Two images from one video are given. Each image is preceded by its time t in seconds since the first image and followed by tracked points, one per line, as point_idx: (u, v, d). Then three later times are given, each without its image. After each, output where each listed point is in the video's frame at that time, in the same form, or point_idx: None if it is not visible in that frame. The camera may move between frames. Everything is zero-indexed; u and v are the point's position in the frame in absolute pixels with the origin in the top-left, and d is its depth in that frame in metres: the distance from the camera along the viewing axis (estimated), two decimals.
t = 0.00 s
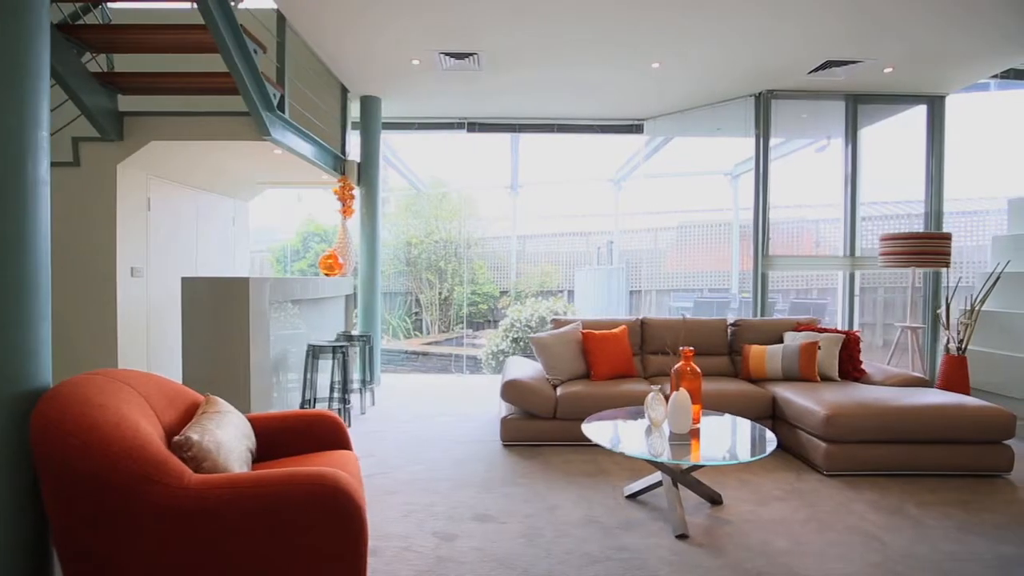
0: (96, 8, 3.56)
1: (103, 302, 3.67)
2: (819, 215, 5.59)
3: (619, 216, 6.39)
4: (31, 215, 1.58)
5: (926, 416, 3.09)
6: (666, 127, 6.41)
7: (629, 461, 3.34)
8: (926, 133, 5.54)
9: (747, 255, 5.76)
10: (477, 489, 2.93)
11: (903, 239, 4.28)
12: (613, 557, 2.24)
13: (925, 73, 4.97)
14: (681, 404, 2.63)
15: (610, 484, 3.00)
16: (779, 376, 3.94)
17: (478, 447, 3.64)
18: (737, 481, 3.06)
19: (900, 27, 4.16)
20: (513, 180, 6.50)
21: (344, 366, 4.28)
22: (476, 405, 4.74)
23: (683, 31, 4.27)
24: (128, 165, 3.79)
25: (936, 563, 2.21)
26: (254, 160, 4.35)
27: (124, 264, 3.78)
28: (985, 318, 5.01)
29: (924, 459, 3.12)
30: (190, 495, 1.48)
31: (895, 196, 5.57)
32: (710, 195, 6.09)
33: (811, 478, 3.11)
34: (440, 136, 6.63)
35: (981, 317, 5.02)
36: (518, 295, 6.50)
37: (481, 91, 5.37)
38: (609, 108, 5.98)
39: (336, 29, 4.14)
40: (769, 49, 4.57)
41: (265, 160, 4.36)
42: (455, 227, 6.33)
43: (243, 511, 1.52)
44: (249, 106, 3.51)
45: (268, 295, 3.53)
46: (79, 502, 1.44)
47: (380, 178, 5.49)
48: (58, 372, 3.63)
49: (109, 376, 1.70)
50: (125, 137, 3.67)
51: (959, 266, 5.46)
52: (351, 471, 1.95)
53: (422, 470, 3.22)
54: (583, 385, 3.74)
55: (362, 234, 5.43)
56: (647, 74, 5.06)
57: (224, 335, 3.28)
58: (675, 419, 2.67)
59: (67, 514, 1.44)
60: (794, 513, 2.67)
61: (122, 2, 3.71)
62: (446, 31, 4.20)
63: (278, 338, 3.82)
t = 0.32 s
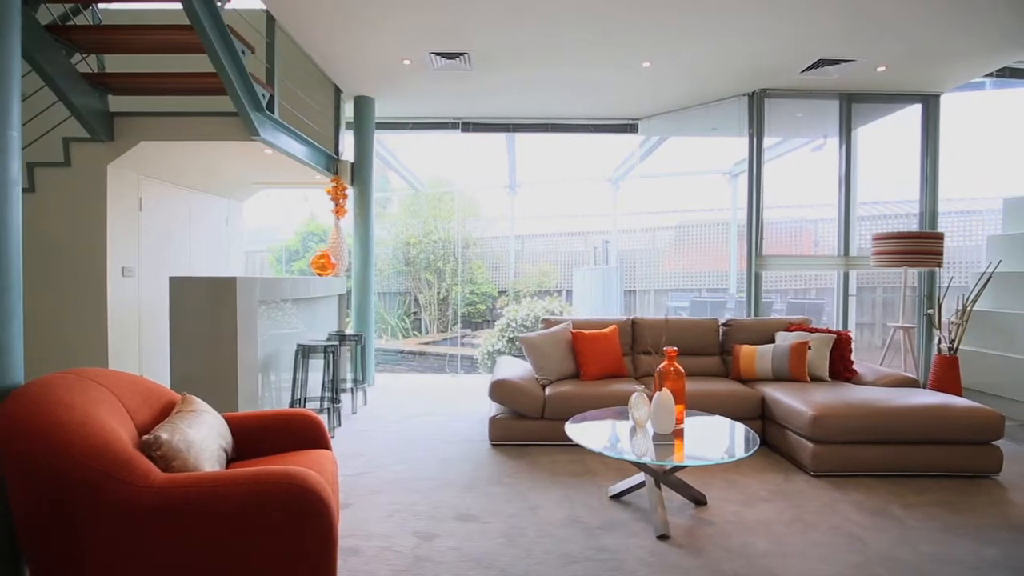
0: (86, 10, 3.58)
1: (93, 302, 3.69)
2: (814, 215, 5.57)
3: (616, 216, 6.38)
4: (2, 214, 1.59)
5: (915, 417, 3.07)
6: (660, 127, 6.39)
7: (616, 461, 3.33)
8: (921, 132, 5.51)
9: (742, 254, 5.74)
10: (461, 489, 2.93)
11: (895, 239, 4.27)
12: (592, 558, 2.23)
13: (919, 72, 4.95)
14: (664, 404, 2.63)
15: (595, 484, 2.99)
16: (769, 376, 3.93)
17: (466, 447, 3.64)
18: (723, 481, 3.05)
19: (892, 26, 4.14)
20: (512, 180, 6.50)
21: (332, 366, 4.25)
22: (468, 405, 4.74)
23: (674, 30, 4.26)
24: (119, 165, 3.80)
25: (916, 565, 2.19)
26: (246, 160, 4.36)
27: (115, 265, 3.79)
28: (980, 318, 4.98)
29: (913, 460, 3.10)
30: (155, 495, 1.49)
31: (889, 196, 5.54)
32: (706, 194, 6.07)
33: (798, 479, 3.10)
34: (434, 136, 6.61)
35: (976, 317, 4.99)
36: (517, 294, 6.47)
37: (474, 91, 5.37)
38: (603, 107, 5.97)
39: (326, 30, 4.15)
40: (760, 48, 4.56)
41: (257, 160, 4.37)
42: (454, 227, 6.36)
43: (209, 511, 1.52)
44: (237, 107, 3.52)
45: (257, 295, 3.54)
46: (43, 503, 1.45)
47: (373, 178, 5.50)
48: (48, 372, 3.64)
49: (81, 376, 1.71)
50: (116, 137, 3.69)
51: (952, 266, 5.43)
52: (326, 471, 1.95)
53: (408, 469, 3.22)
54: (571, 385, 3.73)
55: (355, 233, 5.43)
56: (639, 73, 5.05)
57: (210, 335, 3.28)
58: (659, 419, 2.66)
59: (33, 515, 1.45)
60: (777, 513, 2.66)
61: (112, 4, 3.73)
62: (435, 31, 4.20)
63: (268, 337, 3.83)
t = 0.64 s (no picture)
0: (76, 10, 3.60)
1: (83, 301, 3.70)
2: (808, 215, 5.55)
3: (614, 216, 6.35)
4: None
5: (903, 417, 3.06)
6: (655, 126, 6.38)
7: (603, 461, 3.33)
8: (915, 131, 5.49)
9: (736, 254, 5.72)
10: (446, 488, 2.93)
11: (888, 239, 4.25)
12: (572, 558, 2.23)
13: (913, 71, 4.92)
14: (647, 404, 2.62)
15: (581, 484, 2.98)
16: (759, 376, 3.92)
17: (454, 446, 3.64)
18: (710, 481, 3.04)
19: (885, 24, 4.12)
20: (510, 180, 6.48)
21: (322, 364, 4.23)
22: (460, 405, 4.74)
23: (665, 30, 4.25)
24: (109, 165, 3.82)
25: (896, 566, 2.18)
26: (238, 160, 4.37)
27: (106, 264, 3.80)
28: (975, 317, 4.96)
29: (901, 460, 3.08)
30: (123, 493, 1.50)
31: (884, 196, 5.52)
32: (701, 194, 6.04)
33: (785, 479, 3.09)
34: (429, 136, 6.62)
35: (971, 317, 4.97)
36: (515, 295, 6.47)
37: (467, 91, 5.37)
38: (596, 107, 5.96)
39: (316, 30, 4.15)
40: (753, 47, 4.54)
41: (249, 160, 4.38)
42: (449, 228, 6.37)
43: (176, 509, 1.53)
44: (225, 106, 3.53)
45: (246, 295, 3.55)
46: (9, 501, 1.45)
47: (367, 178, 5.51)
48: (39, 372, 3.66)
49: (54, 375, 1.72)
50: (106, 137, 3.70)
51: (948, 266, 5.40)
52: (299, 470, 1.96)
53: (395, 469, 3.22)
54: (560, 385, 3.73)
55: (349, 233, 5.44)
56: (632, 73, 5.05)
57: (197, 334, 3.30)
58: (642, 419, 2.65)
59: None
60: (761, 514, 2.65)
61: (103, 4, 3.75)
62: (425, 31, 4.19)
63: (257, 337, 3.84)
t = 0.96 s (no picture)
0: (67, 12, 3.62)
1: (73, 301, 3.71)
2: (803, 214, 5.53)
3: (612, 216, 6.35)
4: None
5: (891, 418, 3.04)
6: (650, 125, 6.37)
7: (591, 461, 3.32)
8: (910, 131, 5.47)
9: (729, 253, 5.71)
10: (431, 488, 2.93)
11: (881, 238, 4.22)
12: (552, 558, 2.23)
13: (907, 70, 4.89)
14: (630, 404, 2.62)
15: (566, 484, 2.98)
16: (750, 376, 3.91)
17: (443, 446, 3.64)
18: (696, 482, 3.03)
19: (877, 22, 4.10)
20: (508, 180, 6.47)
21: (312, 364, 4.23)
22: (452, 405, 4.73)
23: (656, 30, 4.25)
24: (101, 165, 3.84)
25: (876, 567, 2.17)
26: (231, 160, 4.38)
27: (97, 264, 3.82)
28: (969, 317, 4.95)
29: (889, 461, 3.07)
30: (94, 492, 1.52)
31: (880, 195, 5.49)
32: (697, 194, 6.02)
33: (772, 480, 3.08)
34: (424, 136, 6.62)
35: (966, 317, 4.94)
36: (514, 294, 6.46)
37: (460, 91, 5.37)
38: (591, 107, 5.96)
39: (306, 30, 4.16)
40: (745, 47, 4.53)
41: (241, 160, 4.39)
42: (449, 227, 6.38)
43: (146, 508, 1.54)
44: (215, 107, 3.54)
45: (235, 295, 3.55)
46: None
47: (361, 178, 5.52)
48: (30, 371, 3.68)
49: (31, 374, 1.74)
50: (97, 138, 3.72)
51: (944, 266, 5.39)
52: (275, 470, 1.97)
53: (382, 469, 3.23)
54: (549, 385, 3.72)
55: (343, 233, 5.45)
56: (624, 73, 5.04)
57: (185, 334, 3.31)
58: (625, 419, 2.65)
59: None
60: (745, 514, 2.64)
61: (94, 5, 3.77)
62: (416, 31, 4.20)
63: (246, 336, 3.85)
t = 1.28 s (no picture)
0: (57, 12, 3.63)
1: (63, 301, 3.73)
2: (796, 214, 5.52)
3: (609, 216, 6.34)
4: None
5: (878, 418, 3.03)
6: (645, 125, 6.36)
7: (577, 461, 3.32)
8: (904, 130, 5.46)
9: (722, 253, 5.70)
10: (416, 488, 2.93)
11: (872, 238, 4.21)
12: (531, 557, 2.23)
13: (900, 69, 4.88)
14: (612, 404, 2.61)
15: (552, 484, 2.98)
16: (739, 377, 3.90)
17: (431, 446, 3.64)
18: (682, 482, 3.02)
19: (869, 21, 4.08)
20: (504, 180, 6.46)
21: (301, 364, 4.23)
22: (444, 405, 4.73)
23: (646, 29, 4.24)
24: (92, 166, 3.85)
25: (857, 568, 2.16)
26: (222, 160, 4.38)
27: (88, 264, 3.84)
28: (963, 317, 4.93)
29: (875, 461, 3.06)
30: (64, 491, 1.53)
31: (874, 195, 5.48)
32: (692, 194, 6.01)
33: (758, 480, 3.07)
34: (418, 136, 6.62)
35: (961, 317, 4.93)
36: (511, 294, 6.45)
37: (453, 91, 5.37)
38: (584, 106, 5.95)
39: (296, 31, 4.16)
40: (737, 46, 4.52)
41: (232, 160, 4.40)
42: (451, 225, 6.39)
43: (114, 507, 1.55)
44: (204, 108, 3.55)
45: (224, 295, 3.56)
46: None
47: (354, 178, 5.53)
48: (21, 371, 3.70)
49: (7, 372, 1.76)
50: (88, 139, 3.73)
51: (938, 266, 5.37)
52: (251, 467, 1.98)
53: (369, 468, 3.23)
54: (538, 385, 3.72)
55: (336, 233, 5.45)
56: (617, 72, 5.03)
57: (173, 334, 3.32)
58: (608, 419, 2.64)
59: None
60: (728, 515, 2.63)
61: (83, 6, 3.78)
62: (406, 31, 4.19)
63: (236, 336, 3.86)
